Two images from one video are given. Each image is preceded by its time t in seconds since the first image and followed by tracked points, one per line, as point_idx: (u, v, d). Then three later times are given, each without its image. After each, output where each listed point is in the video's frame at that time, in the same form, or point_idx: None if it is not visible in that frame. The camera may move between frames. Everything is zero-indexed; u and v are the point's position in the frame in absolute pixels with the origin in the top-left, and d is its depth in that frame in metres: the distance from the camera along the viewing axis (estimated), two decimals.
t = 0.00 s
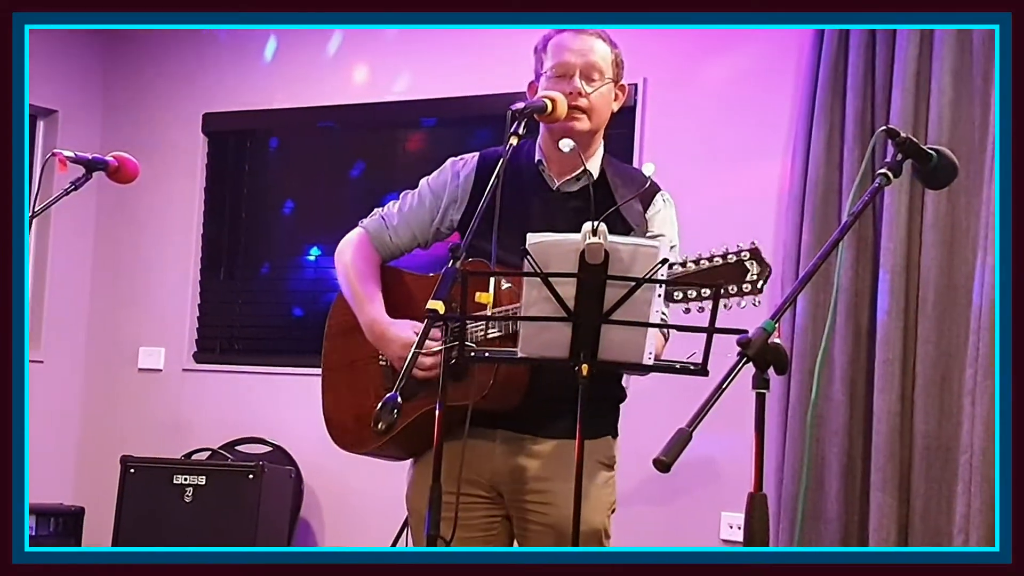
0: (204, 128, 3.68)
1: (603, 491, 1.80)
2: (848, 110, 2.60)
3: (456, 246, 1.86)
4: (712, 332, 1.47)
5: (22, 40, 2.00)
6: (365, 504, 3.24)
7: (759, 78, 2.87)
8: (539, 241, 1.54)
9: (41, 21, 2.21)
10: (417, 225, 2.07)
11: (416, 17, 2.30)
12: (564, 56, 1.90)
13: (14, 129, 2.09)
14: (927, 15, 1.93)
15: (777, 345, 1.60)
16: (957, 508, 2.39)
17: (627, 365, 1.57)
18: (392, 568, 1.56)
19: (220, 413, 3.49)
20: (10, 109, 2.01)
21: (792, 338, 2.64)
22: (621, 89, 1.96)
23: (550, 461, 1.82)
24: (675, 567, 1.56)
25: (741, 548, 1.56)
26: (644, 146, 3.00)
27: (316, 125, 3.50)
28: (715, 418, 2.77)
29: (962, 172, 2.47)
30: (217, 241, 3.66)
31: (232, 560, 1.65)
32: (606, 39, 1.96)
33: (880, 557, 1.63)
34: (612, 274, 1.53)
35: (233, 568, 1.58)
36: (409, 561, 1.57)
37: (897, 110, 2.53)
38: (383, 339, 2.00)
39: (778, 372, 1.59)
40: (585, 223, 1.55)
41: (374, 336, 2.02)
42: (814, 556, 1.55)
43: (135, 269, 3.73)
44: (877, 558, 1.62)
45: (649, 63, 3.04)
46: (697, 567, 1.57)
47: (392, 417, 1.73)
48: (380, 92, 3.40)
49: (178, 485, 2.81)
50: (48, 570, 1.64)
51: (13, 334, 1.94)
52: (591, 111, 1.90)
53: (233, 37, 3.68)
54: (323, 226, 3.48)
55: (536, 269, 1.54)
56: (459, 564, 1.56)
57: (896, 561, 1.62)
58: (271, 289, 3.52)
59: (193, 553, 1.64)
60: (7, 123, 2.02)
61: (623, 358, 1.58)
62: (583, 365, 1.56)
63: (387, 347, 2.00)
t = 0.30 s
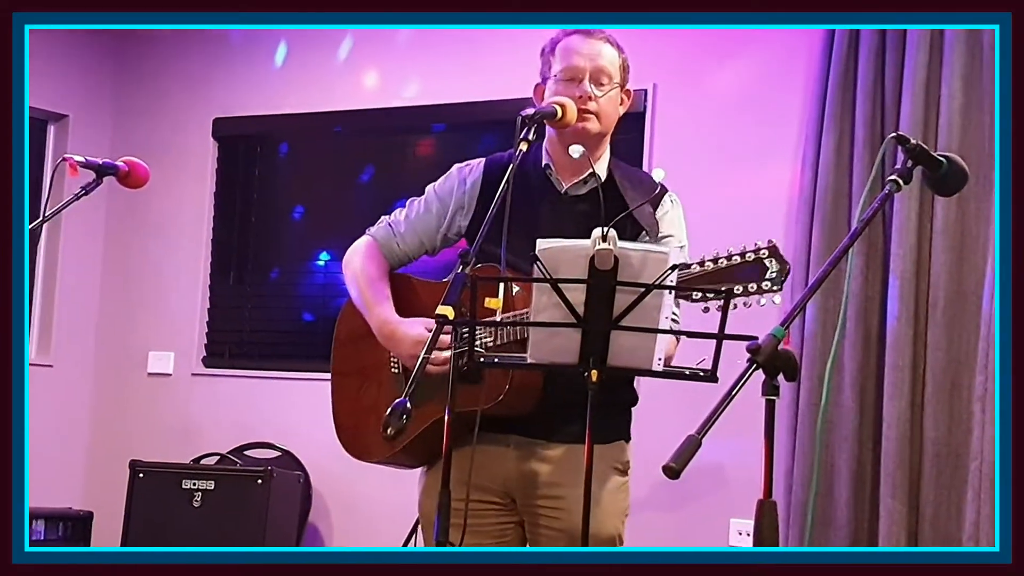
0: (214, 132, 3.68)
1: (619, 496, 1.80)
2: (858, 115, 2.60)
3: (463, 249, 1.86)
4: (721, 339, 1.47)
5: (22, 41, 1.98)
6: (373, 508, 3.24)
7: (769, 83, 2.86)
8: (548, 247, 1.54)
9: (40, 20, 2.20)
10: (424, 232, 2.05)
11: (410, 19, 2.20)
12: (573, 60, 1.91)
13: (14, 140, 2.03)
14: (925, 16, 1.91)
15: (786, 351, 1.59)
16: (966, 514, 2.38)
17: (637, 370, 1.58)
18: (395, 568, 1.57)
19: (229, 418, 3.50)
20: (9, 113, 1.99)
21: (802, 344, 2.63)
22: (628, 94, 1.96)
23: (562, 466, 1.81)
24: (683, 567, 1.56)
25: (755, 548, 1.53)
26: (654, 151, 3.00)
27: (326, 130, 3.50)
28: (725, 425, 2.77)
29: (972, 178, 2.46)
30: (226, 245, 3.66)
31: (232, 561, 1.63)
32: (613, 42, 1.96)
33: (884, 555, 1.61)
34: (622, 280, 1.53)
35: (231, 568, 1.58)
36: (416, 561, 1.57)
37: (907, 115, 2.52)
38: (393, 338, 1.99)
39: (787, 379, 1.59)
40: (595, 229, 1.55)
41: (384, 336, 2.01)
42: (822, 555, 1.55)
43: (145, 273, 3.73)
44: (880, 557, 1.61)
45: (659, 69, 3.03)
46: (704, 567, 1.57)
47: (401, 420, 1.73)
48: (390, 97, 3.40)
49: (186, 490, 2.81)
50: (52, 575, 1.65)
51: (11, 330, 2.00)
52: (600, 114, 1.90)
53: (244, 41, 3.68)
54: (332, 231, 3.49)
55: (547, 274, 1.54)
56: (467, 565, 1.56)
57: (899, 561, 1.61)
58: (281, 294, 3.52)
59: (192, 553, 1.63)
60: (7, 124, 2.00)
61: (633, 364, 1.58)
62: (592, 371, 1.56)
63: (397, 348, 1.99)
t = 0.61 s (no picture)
0: (225, 142, 3.68)
1: (642, 513, 1.79)
2: (870, 130, 2.59)
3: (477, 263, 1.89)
4: (732, 353, 1.45)
5: (22, 39, 1.98)
6: (383, 519, 3.24)
7: (781, 98, 2.86)
8: (560, 260, 1.54)
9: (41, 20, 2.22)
10: (441, 251, 2.07)
11: (443, 17, 2.21)
12: (586, 72, 1.90)
13: (13, 149, 2.04)
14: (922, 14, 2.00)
15: (798, 366, 1.59)
16: (979, 530, 2.38)
17: (648, 385, 1.56)
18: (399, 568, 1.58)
19: (239, 429, 3.51)
20: (9, 114, 1.99)
21: (813, 359, 2.63)
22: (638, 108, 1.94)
23: (583, 478, 1.79)
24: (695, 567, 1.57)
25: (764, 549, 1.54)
26: (666, 158, 3.01)
27: (337, 141, 3.50)
28: (736, 442, 2.77)
29: (984, 193, 2.45)
30: (237, 255, 3.66)
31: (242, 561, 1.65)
32: (625, 56, 1.96)
33: (889, 555, 1.62)
34: (634, 293, 1.52)
35: (235, 567, 1.58)
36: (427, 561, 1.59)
37: (919, 130, 2.52)
38: (415, 364, 2.02)
39: (799, 395, 1.58)
40: (607, 243, 1.55)
41: (406, 361, 2.04)
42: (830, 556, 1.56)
43: (155, 282, 3.74)
44: (888, 557, 1.62)
45: (672, 83, 3.03)
46: (719, 566, 1.58)
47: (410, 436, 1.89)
48: (402, 109, 3.41)
49: (196, 501, 2.82)
50: None
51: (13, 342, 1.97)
52: (612, 128, 1.89)
53: (258, 52, 3.69)
54: (343, 241, 3.49)
55: (558, 288, 1.53)
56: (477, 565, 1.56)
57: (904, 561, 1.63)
58: (293, 306, 3.53)
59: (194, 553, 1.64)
60: (6, 128, 1.99)
61: (644, 377, 1.57)
62: (604, 385, 1.55)
63: (419, 373, 2.01)
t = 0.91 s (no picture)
0: (240, 151, 3.69)
1: (675, 520, 1.79)
2: (884, 135, 2.59)
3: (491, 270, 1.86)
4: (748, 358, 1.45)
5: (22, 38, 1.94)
6: (398, 525, 3.25)
7: (796, 103, 2.86)
8: (575, 266, 1.50)
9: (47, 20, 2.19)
10: (466, 264, 2.08)
11: (457, 18, 2.19)
12: (599, 80, 1.89)
13: (15, 156, 2.00)
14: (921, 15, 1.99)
15: (813, 372, 1.57)
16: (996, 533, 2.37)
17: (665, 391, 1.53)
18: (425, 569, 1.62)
19: (255, 436, 3.51)
20: (11, 121, 1.95)
21: (828, 364, 2.64)
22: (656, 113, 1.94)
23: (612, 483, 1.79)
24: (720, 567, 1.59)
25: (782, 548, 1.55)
26: (680, 159, 3.02)
27: (351, 149, 3.51)
28: (752, 447, 2.77)
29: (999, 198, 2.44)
30: (251, 262, 3.67)
31: (271, 561, 1.67)
32: (640, 61, 1.94)
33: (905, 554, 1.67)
34: (650, 299, 1.48)
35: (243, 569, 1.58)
36: (453, 561, 1.62)
37: (934, 133, 2.51)
38: (443, 358, 2.01)
39: (815, 400, 1.57)
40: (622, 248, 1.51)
41: (434, 359, 2.03)
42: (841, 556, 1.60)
43: (170, 291, 3.75)
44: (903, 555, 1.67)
45: (687, 89, 3.04)
46: (738, 567, 1.60)
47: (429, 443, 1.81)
48: (416, 117, 3.42)
49: (212, 509, 2.82)
50: None
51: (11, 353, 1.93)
52: (627, 134, 1.88)
53: (271, 61, 3.70)
54: (357, 248, 3.50)
55: (574, 294, 1.50)
56: (500, 564, 1.59)
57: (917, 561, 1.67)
58: (308, 313, 3.53)
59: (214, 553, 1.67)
60: (8, 136, 1.95)
61: (660, 383, 1.54)
62: (619, 391, 1.51)
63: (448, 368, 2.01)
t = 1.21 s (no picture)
0: (238, 153, 3.69)
1: (689, 523, 1.78)
2: (882, 133, 2.59)
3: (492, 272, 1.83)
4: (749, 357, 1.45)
5: (21, 42, 1.94)
6: (400, 526, 3.25)
7: (795, 102, 2.86)
8: (574, 266, 1.50)
9: (45, 22, 2.19)
10: (476, 272, 2.11)
11: (454, 17, 2.18)
12: (597, 83, 1.88)
13: (14, 161, 1.99)
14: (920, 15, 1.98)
15: (813, 368, 1.57)
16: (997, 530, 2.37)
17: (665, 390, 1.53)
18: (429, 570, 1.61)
19: (255, 438, 3.51)
20: (15, 117, 1.95)
21: (828, 361, 2.64)
22: (658, 114, 1.94)
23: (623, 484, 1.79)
24: (720, 567, 1.57)
25: (785, 549, 1.56)
26: (678, 158, 3.02)
27: (350, 150, 3.50)
28: (754, 446, 2.78)
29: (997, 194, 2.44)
30: (250, 265, 3.67)
31: (274, 561, 1.66)
32: (640, 63, 1.94)
33: (909, 555, 1.67)
34: (649, 299, 1.48)
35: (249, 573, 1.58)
36: (453, 561, 1.61)
37: (932, 130, 2.51)
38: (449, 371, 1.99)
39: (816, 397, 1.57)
40: (621, 248, 1.51)
41: (441, 372, 2.01)
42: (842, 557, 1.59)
43: (170, 294, 3.75)
44: (909, 556, 1.67)
45: (685, 88, 3.04)
46: (738, 567, 1.59)
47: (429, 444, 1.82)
48: (414, 118, 3.42)
49: (214, 512, 2.82)
50: None
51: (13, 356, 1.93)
52: (628, 135, 1.88)
53: (269, 63, 3.70)
54: (356, 250, 3.50)
55: (573, 294, 1.49)
56: (500, 564, 1.59)
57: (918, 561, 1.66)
58: (308, 316, 3.53)
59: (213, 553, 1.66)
60: (12, 134, 1.95)
61: (660, 383, 1.54)
62: (620, 391, 1.52)
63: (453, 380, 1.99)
